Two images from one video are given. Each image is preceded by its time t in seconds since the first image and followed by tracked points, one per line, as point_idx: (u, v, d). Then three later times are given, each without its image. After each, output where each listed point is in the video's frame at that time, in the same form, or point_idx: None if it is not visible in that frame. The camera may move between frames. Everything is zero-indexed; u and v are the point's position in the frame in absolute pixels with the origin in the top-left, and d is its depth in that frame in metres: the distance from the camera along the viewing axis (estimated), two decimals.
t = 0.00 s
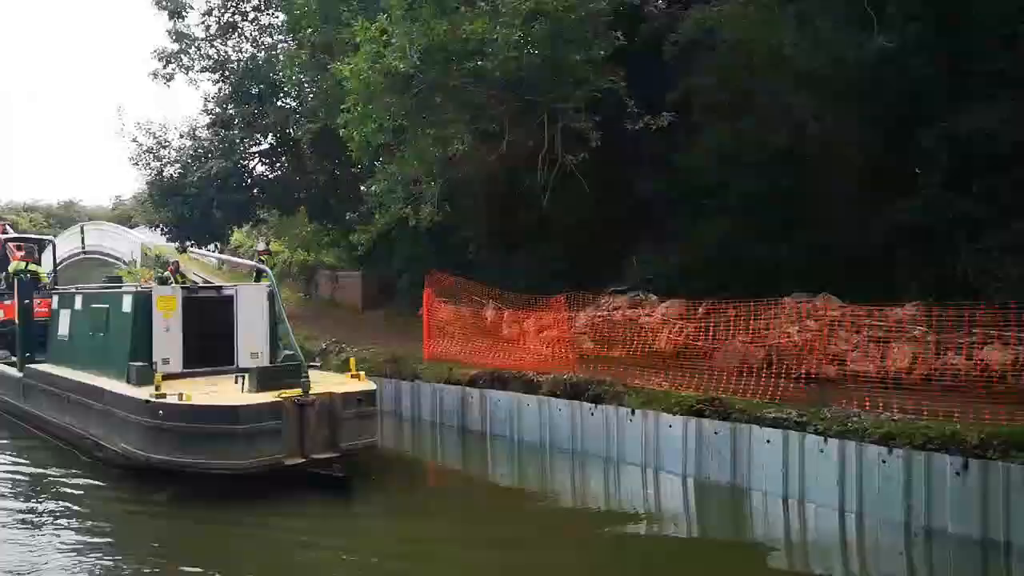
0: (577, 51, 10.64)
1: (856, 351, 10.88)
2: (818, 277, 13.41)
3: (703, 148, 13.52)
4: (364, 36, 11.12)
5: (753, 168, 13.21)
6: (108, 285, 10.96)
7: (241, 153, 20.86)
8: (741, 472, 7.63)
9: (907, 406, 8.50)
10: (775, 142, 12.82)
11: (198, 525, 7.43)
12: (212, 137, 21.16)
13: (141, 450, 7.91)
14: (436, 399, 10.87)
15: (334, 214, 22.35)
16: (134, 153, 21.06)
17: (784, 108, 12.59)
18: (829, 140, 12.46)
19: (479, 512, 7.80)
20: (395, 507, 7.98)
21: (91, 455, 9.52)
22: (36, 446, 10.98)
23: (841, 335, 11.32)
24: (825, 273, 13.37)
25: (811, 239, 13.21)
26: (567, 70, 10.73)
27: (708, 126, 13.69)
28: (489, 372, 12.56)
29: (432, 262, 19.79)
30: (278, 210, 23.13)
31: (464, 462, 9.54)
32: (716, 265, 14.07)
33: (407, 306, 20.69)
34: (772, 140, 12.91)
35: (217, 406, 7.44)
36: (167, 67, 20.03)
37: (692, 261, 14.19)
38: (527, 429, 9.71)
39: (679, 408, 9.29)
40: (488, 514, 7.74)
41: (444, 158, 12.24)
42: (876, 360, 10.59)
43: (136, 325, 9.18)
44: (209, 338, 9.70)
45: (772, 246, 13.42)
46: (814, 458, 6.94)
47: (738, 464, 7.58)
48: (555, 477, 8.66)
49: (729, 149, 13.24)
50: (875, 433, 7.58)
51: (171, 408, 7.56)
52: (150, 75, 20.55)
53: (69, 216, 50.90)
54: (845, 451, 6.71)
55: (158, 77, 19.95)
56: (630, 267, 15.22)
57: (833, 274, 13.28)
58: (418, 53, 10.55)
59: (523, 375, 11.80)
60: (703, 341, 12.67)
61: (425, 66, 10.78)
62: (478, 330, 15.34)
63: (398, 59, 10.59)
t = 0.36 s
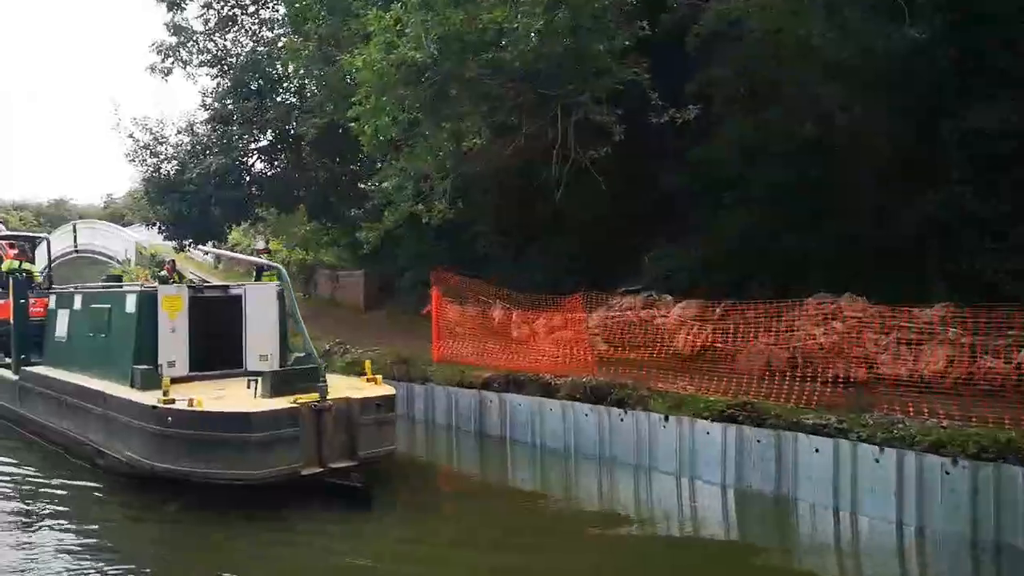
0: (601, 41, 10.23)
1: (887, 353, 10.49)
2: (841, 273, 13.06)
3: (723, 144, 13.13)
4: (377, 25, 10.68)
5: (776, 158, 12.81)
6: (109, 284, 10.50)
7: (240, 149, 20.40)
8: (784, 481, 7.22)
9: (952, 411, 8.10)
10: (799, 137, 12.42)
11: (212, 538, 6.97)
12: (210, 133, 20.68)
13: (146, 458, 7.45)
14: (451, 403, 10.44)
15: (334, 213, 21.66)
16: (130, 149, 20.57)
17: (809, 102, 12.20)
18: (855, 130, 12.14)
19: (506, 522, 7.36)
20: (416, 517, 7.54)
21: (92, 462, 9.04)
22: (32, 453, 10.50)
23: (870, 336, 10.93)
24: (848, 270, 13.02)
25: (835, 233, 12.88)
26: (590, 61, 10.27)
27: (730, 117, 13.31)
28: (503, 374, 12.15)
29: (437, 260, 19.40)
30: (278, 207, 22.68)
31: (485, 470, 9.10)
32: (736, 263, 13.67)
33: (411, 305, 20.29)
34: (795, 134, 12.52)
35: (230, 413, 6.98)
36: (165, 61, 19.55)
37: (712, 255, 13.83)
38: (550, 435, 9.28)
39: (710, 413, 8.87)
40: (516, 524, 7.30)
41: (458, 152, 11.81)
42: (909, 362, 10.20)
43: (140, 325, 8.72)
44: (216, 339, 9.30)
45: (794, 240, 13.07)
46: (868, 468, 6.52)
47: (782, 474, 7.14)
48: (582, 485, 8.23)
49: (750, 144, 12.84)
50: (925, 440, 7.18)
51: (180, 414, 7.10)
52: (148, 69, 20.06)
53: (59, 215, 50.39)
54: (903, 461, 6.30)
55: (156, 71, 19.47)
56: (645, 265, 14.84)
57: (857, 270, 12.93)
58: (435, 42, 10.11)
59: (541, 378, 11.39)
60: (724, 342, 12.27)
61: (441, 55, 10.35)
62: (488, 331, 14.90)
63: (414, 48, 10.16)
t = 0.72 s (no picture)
0: (640, 26, 9.81)
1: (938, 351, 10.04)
2: (880, 268, 12.62)
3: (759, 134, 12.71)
4: (406, 9, 10.27)
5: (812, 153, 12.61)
6: (126, 279, 10.12)
7: (254, 141, 20.05)
8: (848, 489, 6.77)
9: (1020, 413, 7.65)
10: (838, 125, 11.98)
11: (240, 546, 6.57)
12: (223, 126, 20.31)
13: (172, 462, 7.06)
14: (481, 402, 10.02)
15: (345, 206, 21.44)
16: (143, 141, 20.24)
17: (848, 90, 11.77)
18: (889, 116, 12.03)
19: (551, 530, 6.92)
20: (454, 523, 7.11)
21: (110, 464, 8.66)
22: (48, 453, 10.14)
23: (918, 334, 10.48)
24: (887, 264, 12.57)
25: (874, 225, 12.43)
26: (627, 44, 9.85)
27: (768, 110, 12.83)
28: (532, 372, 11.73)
29: (456, 254, 19.02)
30: (291, 201, 22.30)
31: (521, 473, 8.67)
32: (770, 256, 13.23)
33: (428, 302, 19.90)
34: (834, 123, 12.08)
35: (259, 414, 6.60)
36: (178, 51, 19.19)
37: (752, 242, 13.12)
38: (589, 437, 8.85)
39: (758, 415, 8.45)
40: (561, 532, 6.85)
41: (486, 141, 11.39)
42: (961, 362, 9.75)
43: (162, 322, 8.32)
44: (240, 336, 8.90)
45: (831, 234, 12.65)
46: (945, 477, 6.08)
47: (848, 480, 6.69)
48: (626, 490, 7.80)
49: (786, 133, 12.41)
50: (998, 445, 6.74)
51: (207, 416, 6.73)
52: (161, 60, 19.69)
53: (67, 210, 50.14)
54: (987, 469, 5.85)
55: (169, 61, 19.10)
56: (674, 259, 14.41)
57: (896, 264, 12.49)
58: (467, 26, 9.70)
59: (573, 376, 10.96)
60: (761, 339, 11.82)
61: (473, 41, 9.94)
62: (512, 327, 14.47)
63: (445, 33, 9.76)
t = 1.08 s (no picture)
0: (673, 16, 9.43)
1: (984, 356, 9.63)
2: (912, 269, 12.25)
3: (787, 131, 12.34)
4: None
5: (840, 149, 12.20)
6: (136, 279, 9.70)
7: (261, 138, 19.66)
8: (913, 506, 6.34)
9: None
10: (871, 121, 11.61)
11: (267, 562, 6.17)
12: (230, 123, 19.94)
13: (191, 474, 6.65)
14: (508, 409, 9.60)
15: (351, 204, 20.84)
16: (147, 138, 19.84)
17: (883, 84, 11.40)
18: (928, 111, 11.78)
19: (594, 548, 6.48)
20: (491, 539, 6.70)
21: (121, 473, 8.25)
22: (56, 460, 9.74)
23: (962, 339, 10.06)
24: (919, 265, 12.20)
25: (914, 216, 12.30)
26: (660, 35, 9.47)
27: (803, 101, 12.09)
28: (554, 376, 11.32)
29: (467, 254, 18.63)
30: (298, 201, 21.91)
31: (554, 484, 8.22)
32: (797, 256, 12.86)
33: (439, 303, 19.52)
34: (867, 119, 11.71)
35: (285, 423, 6.17)
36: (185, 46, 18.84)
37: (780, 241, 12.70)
38: (624, 447, 8.42)
39: (803, 423, 8.05)
40: (604, 549, 6.42)
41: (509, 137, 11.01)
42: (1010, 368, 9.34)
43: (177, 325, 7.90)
44: (258, 338, 8.47)
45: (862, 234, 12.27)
46: None
47: (914, 496, 6.26)
48: (667, 504, 7.37)
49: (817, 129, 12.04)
50: None
51: (229, 425, 6.31)
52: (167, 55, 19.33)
53: (66, 208, 49.70)
54: None
55: (175, 56, 18.75)
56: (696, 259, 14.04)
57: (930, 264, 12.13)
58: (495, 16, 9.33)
59: (600, 380, 10.54)
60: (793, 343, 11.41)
61: (500, 32, 9.55)
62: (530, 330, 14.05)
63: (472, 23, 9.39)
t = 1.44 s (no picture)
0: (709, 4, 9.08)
1: None
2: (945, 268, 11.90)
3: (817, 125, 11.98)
4: None
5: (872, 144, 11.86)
6: (149, 276, 9.33)
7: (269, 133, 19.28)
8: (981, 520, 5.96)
9: None
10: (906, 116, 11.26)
11: (297, 573, 5.81)
12: (236, 118, 19.58)
13: (212, 481, 6.29)
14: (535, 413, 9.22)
15: (358, 200, 20.26)
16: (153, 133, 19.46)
17: (917, 75, 11.06)
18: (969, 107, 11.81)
19: (639, 561, 6.10)
20: (532, 550, 6.35)
21: (134, 480, 7.88)
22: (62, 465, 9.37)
23: (1005, 342, 9.68)
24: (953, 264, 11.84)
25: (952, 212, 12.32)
26: (694, 23, 9.12)
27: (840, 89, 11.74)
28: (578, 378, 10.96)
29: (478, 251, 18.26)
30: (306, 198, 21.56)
31: (587, 492, 7.83)
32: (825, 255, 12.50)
33: (450, 302, 19.17)
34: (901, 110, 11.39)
35: (314, 428, 5.80)
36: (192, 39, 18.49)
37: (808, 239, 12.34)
38: (660, 454, 8.02)
39: (850, 429, 7.68)
40: (649, 562, 6.05)
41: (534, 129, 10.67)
42: None
43: (194, 325, 7.52)
44: (277, 339, 8.13)
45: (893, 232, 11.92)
46: None
47: (983, 510, 5.88)
48: (711, 515, 6.99)
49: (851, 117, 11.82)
50: None
51: (255, 431, 5.95)
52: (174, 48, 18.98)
53: (66, 205, 49.28)
54: None
55: (182, 49, 18.40)
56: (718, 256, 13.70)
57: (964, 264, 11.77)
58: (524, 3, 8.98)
59: (629, 382, 10.15)
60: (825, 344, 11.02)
61: (528, 20, 9.20)
62: (548, 330, 13.65)
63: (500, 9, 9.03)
